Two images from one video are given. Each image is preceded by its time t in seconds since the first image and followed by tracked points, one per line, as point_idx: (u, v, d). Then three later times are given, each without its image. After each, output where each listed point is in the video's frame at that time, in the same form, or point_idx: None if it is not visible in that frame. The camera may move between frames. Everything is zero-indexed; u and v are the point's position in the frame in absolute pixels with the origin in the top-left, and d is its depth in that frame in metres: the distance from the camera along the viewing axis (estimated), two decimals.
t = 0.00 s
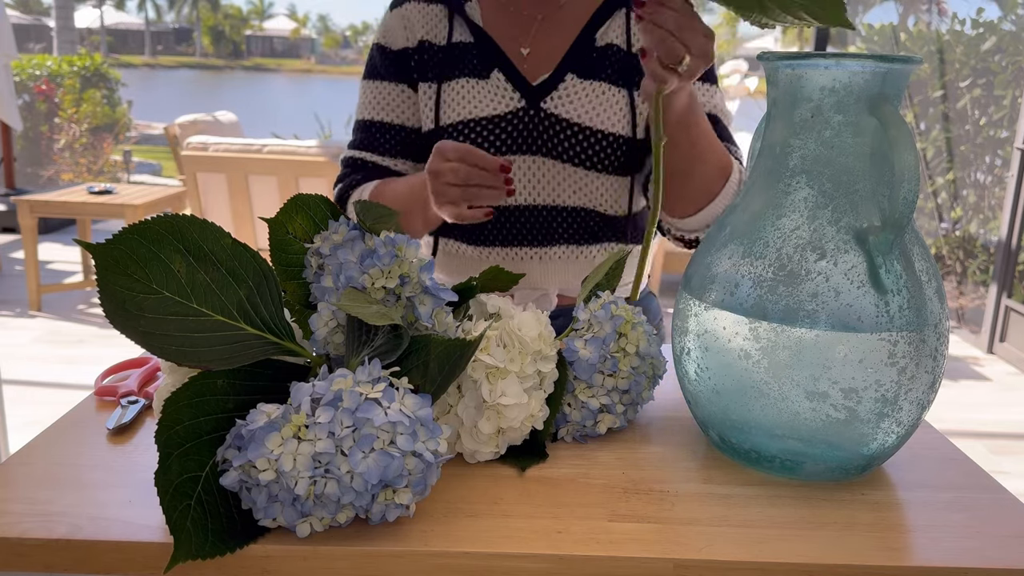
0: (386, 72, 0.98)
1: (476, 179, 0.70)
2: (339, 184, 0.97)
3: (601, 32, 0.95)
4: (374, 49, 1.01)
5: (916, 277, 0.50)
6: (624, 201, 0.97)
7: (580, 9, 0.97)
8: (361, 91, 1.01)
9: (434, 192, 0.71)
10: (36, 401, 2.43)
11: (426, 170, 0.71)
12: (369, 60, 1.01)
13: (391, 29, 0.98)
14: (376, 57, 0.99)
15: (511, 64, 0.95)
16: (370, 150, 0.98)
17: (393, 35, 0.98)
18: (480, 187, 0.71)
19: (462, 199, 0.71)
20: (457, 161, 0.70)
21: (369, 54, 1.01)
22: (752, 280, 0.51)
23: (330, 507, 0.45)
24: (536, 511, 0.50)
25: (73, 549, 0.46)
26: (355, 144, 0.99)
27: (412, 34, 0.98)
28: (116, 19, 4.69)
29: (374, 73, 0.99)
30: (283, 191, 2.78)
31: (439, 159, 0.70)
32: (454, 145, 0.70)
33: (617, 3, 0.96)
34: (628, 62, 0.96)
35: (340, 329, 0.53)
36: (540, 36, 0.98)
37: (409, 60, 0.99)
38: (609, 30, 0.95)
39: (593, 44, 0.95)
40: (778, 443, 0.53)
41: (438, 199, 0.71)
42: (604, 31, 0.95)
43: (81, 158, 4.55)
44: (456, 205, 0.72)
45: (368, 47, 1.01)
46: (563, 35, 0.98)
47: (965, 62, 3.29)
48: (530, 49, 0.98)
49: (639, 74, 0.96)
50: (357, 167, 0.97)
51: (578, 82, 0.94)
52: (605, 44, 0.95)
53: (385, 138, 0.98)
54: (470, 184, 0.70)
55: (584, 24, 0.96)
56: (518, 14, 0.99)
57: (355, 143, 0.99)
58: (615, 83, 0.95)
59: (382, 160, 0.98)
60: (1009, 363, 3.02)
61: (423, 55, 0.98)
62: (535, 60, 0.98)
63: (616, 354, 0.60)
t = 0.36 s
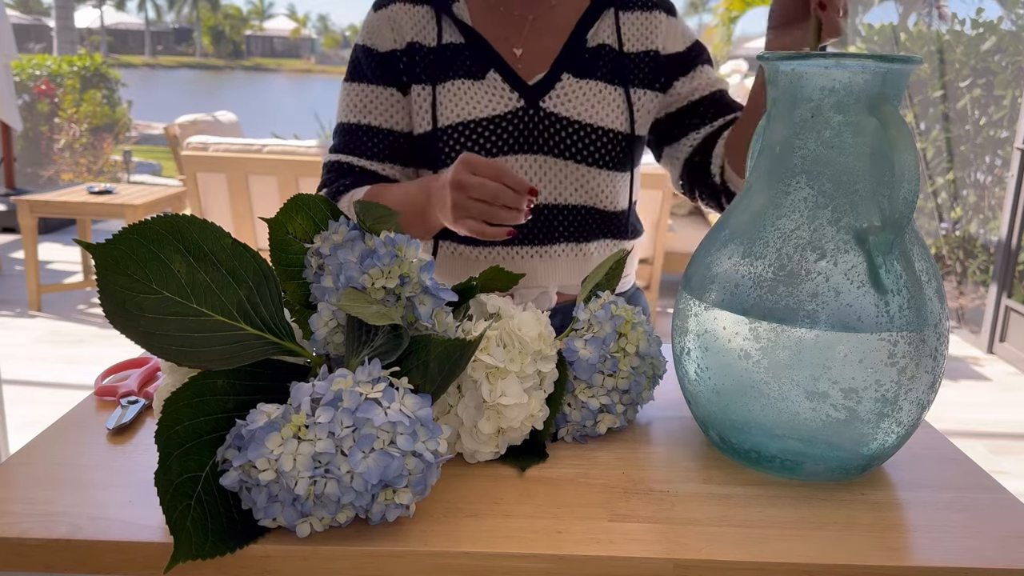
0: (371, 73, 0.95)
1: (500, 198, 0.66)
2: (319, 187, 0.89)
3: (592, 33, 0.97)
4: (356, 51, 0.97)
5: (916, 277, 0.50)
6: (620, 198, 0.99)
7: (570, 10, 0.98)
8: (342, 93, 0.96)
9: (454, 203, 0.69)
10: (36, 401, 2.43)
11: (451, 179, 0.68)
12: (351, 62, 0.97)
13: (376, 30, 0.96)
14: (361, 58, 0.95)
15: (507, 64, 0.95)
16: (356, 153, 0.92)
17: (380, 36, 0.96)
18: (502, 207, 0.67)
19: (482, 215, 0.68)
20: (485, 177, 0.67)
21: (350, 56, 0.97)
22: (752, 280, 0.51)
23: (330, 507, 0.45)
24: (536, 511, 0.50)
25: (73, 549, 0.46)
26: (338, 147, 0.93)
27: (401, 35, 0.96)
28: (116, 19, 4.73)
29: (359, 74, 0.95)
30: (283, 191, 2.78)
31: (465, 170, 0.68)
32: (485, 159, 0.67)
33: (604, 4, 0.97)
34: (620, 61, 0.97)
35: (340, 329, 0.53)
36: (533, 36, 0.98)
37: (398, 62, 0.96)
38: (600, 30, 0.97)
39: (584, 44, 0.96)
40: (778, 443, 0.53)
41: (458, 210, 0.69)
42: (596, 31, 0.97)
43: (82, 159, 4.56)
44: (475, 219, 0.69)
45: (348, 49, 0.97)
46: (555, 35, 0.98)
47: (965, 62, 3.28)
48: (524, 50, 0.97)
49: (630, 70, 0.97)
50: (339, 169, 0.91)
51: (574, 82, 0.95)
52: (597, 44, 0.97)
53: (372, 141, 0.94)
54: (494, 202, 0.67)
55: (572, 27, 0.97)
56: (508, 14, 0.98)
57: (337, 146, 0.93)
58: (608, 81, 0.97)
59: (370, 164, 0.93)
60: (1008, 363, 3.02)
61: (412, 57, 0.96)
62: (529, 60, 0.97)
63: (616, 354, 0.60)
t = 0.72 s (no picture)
0: (370, 70, 0.90)
1: (527, 212, 0.67)
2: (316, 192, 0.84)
3: (592, 37, 0.97)
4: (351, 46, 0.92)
5: (916, 277, 0.50)
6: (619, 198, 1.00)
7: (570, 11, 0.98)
8: (336, 87, 0.90)
9: (481, 215, 0.69)
10: (36, 401, 2.43)
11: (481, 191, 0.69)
12: (347, 55, 0.91)
13: (378, 26, 0.92)
14: (359, 53, 0.91)
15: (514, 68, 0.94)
16: (354, 154, 0.88)
17: (381, 33, 0.92)
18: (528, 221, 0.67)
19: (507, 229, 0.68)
20: (514, 190, 0.67)
21: (344, 51, 0.92)
22: (752, 280, 0.51)
23: (330, 507, 0.45)
24: (535, 511, 0.50)
25: (73, 549, 0.46)
26: (334, 146, 0.88)
27: (404, 34, 0.93)
28: (116, 19, 4.73)
29: (359, 69, 0.90)
30: (283, 192, 2.78)
31: (494, 182, 0.68)
32: (516, 174, 0.68)
33: (601, 7, 0.97)
34: (620, 63, 0.97)
35: (340, 329, 0.53)
36: (536, 39, 0.97)
37: (399, 61, 0.93)
38: (600, 34, 0.97)
39: (585, 49, 0.96)
40: (778, 443, 0.53)
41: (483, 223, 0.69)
42: (595, 35, 0.97)
43: (81, 159, 4.58)
44: (502, 233, 0.69)
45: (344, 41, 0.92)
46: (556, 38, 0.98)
47: (965, 62, 3.28)
48: (527, 53, 0.97)
49: (629, 71, 0.97)
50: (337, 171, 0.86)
51: (578, 87, 0.95)
52: (597, 48, 0.97)
53: (372, 141, 0.89)
54: (522, 215, 0.67)
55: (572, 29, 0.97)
56: (510, 16, 0.96)
57: (333, 146, 0.88)
58: (609, 86, 0.97)
59: (370, 165, 0.88)
60: (1009, 363, 3.02)
61: (414, 57, 0.93)
62: (534, 63, 0.97)
63: (616, 354, 0.60)
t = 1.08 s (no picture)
0: (394, 66, 0.90)
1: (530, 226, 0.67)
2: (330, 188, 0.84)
3: (622, 38, 0.93)
4: (378, 40, 0.92)
5: (916, 277, 0.50)
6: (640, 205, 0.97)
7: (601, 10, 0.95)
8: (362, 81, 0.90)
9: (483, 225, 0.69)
10: (36, 401, 2.43)
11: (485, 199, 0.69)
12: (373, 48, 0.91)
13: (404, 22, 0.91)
14: (384, 48, 0.90)
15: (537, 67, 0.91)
16: (371, 149, 0.87)
17: (406, 28, 0.91)
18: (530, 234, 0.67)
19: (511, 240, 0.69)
20: (517, 202, 0.67)
21: (372, 45, 0.91)
22: (752, 280, 0.51)
23: (330, 507, 0.45)
24: (535, 511, 0.50)
25: (73, 549, 0.46)
26: (352, 138, 0.87)
27: (428, 29, 0.92)
28: (116, 19, 4.71)
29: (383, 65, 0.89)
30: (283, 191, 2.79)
31: (498, 193, 0.68)
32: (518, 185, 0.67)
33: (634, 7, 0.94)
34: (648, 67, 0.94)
35: (340, 329, 0.53)
36: (563, 38, 0.95)
37: (423, 57, 0.92)
38: (629, 35, 0.93)
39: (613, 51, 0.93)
40: (778, 443, 0.53)
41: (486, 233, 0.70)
42: (626, 37, 0.93)
43: (81, 159, 4.60)
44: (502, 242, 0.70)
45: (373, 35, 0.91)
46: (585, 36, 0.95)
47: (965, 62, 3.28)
48: (554, 52, 0.94)
49: (658, 76, 0.94)
50: (356, 166, 0.85)
51: (602, 89, 0.92)
52: (626, 50, 0.93)
53: (391, 137, 0.89)
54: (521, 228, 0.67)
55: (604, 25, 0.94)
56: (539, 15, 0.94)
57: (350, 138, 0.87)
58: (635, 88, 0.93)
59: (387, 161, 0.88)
60: (1008, 363, 3.02)
61: (438, 54, 0.92)
62: (559, 62, 0.94)
63: (616, 354, 0.60)
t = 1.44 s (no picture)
0: (437, 66, 1.00)
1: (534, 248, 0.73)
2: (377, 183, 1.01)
3: (670, 44, 0.98)
4: (426, 37, 1.00)
5: (916, 277, 0.50)
6: (677, 218, 1.03)
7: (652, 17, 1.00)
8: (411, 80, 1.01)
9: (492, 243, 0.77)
10: (36, 401, 2.43)
11: (497, 221, 0.76)
12: (421, 49, 1.01)
13: (450, 23, 0.99)
14: (430, 48, 0.99)
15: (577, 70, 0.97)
16: (413, 147, 1.00)
17: (450, 27, 0.99)
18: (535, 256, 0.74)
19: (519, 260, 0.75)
20: (524, 225, 0.74)
21: (421, 44, 1.01)
22: (752, 280, 0.51)
23: (330, 507, 0.45)
24: (535, 511, 0.50)
25: (73, 549, 0.46)
26: (399, 137, 1.01)
27: (472, 28, 0.99)
28: (116, 19, 4.63)
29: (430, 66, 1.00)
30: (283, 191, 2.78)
31: (506, 214, 0.76)
32: (526, 208, 0.74)
33: (687, 12, 0.98)
34: (696, 75, 0.98)
35: (340, 329, 0.53)
36: (610, 42, 1.01)
37: (465, 56, 1.00)
38: (680, 40, 0.98)
39: (660, 57, 0.98)
40: (778, 443, 0.53)
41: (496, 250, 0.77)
42: (675, 43, 0.98)
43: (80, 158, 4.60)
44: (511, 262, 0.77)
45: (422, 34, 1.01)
46: (633, 41, 1.01)
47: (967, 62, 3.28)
48: (598, 55, 1.01)
49: (705, 84, 0.98)
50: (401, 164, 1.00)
51: (644, 95, 0.98)
52: (674, 56, 0.98)
53: (432, 137, 1.01)
54: (528, 250, 0.74)
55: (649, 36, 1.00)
56: (587, 16, 1.01)
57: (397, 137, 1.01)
58: (674, 94, 0.98)
59: (426, 160, 1.01)
60: (1009, 363, 3.02)
61: (482, 51, 0.99)
62: (601, 66, 1.01)
63: (616, 354, 0.60)
